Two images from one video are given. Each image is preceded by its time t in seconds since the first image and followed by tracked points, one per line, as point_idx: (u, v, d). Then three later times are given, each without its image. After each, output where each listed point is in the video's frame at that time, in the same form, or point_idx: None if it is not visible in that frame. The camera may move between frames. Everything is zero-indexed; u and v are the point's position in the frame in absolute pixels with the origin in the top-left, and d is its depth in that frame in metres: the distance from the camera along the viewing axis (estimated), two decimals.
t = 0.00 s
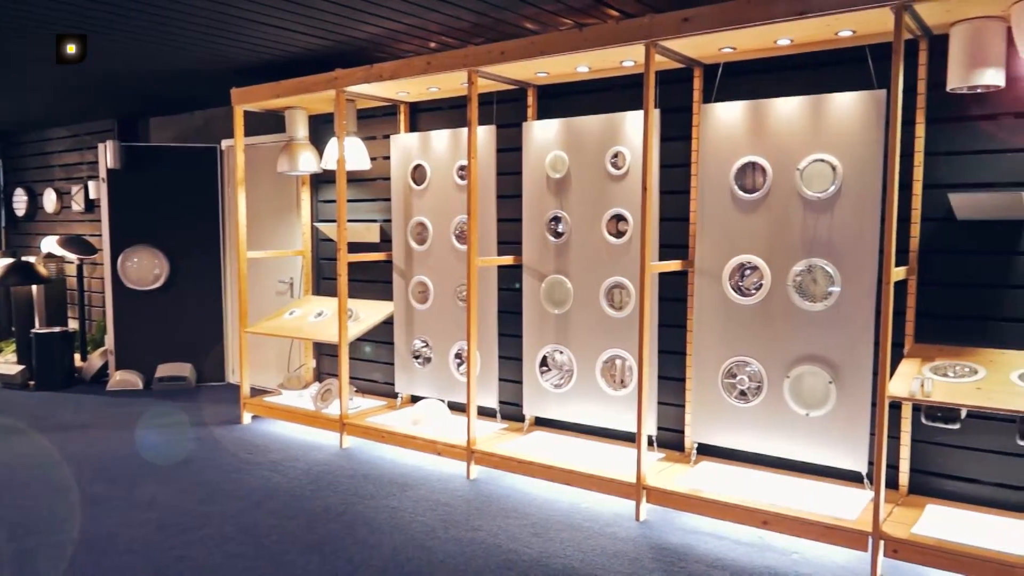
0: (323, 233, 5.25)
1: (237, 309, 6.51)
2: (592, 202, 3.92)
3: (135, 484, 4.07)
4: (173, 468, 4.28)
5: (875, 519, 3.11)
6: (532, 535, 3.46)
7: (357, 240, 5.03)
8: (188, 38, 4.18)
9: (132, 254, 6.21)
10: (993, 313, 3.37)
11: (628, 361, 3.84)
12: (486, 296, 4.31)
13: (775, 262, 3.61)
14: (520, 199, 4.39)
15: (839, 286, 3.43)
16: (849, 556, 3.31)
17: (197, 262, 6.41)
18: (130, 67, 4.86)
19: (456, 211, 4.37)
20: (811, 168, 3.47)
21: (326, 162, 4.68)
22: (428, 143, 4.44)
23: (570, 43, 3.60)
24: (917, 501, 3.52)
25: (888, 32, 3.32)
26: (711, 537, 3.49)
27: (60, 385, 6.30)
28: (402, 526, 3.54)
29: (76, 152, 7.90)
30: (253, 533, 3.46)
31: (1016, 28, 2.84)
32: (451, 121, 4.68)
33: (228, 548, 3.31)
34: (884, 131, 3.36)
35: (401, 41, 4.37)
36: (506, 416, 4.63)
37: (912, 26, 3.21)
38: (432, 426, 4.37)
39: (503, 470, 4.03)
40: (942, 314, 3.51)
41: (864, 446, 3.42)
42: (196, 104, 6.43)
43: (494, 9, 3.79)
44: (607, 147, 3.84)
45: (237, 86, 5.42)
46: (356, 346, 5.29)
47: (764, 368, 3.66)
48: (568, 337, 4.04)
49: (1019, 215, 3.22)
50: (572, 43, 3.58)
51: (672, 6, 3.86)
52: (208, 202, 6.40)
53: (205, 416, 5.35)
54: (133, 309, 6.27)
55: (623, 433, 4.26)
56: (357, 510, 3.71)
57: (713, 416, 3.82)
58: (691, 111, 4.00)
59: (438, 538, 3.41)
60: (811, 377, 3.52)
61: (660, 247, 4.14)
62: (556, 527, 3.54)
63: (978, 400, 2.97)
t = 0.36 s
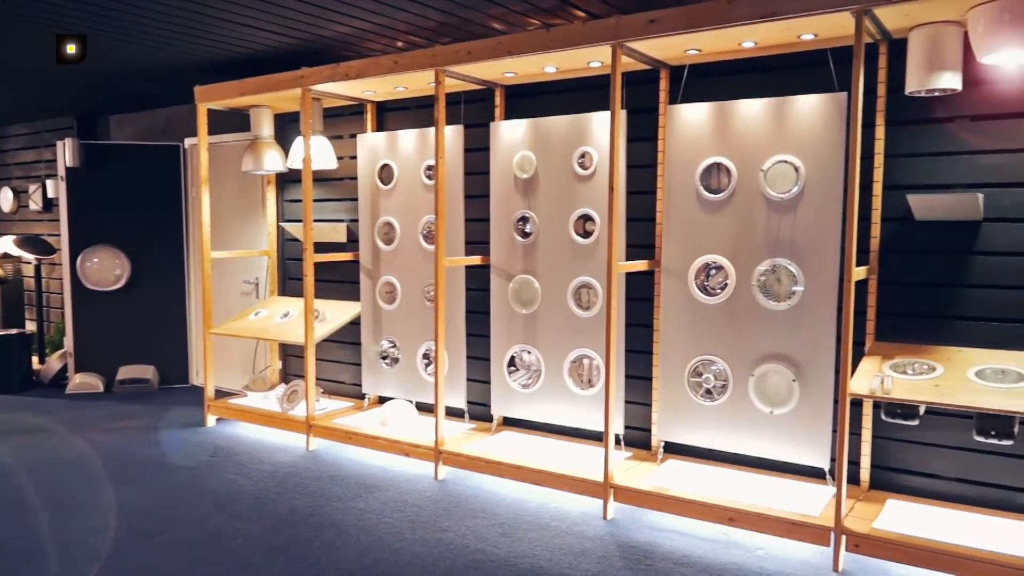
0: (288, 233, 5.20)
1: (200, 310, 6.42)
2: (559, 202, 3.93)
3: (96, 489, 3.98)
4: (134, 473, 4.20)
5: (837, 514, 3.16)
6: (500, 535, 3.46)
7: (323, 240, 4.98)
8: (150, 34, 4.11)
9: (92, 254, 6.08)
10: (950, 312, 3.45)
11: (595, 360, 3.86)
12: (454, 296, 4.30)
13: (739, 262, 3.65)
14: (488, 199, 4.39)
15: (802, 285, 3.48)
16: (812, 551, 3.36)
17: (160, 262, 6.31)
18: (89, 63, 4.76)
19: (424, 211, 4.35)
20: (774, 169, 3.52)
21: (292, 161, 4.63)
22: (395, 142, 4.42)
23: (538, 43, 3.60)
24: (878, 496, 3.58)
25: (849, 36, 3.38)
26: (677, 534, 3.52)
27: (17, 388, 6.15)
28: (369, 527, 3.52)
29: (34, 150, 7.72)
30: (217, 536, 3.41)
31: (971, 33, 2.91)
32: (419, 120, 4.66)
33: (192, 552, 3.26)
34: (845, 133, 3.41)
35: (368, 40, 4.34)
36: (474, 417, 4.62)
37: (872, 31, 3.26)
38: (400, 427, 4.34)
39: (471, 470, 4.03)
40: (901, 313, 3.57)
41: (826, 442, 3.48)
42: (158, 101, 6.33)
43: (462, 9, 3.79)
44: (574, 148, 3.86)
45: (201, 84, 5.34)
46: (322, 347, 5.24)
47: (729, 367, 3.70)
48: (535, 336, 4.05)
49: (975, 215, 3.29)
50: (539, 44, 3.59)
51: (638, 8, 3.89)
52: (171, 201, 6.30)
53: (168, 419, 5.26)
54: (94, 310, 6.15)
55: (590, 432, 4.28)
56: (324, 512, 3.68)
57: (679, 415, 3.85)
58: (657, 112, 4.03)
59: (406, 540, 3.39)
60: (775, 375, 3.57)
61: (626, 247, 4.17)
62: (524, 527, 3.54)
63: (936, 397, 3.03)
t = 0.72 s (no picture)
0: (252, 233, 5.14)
1: (161, 311, 6.32)
2: (525, 202, 3.94)
3: (53, 494, 3.89)
4: (93, 477, 4.12)
5: (798, 510, 3.21)
6: (467, 536, 3.45)
7: (287, 240, 4.93)
8: (108, 30, 4.03)
9: (49, 254, 5.94)
10: (907, 310, 3.52)
11: (562, 360, 3.88)
12: (420, 296, 4.28)
13: (703, 262, 3.69)
14: (454, 199, 4.38)
15: (764, 285, 3.53)
16: (775, 547, 3.40)
17: (120, 263, 6.19)
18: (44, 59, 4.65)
19: (389, 211, 4.33)
20: (737, 170, 3.56)
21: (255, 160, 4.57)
22: (360, 141, 4.39)
23: (503, 43, 3.60)
24: (838, 492, 3.65)
25: (809, 39, 3.43)
26: (642, 532, 3.55)
27: None
28: (335, 529, 3.48)
29: None
30: (179, 541, 3.36)
31: (928, 37, 2.98)
32: (384, 120, 4.64)
33: (153, 558, 3.20)
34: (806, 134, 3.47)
35: (333, 38, 4.31)
36: (440, 417, 4.60)
37: (831, 34, 3.32)
38: (366, 429, 4.31)
39: (438, 471, 4.01)
40: (860, 312, 3.64)
41: (788, 439, 3.53)
42: (117, 98, 6.21)
43: (427, 8, 3.77)
44: (539, 148, 3.87)
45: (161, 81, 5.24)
46: (287, 348, 5.18)
47: (693, 366, 3.73)
48: (502, 336, 4.05)
49: (931, 216, 3.37)
50: (504, 44, 3.59)
51: (602, 9, 3.91)
52: (131, 201, 6.19)
53: (128, 422, 5.16)
54: (50, 312, 6.02)
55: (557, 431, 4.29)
56: (288, 515, 3.64)
57: (645, 413, 3.88)
58: (622, 113, 4.06)
59: (371, 541, 3.37)
60: (738, 374, 3.61)
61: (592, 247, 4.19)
62: (491, 527, 3.54)
63: (894, 394, 3.09)
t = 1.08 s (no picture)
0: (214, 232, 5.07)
1: (120, 312, 6.20)
2: (491, 202, 3.94)
3: (6, 501, 3.79)
4: (48, 483, 4.02)
5: (761, 506, 3.25)
6: (432, 536, 3.44)
7: (250, 240, 4.87)
8: (64, 25, 3.94)
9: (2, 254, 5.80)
10: (866, 309, 3.59)
11: (528, 360, 3.88)
12: (386, 297, 4.26)
13: (667, 262, 3.72)
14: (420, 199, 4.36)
15: (727, 285, 3.57)
16: (738, 544, 3.44)
17: (77, 264, 6.06)
18: None
19: (354, 211, 4.30)
20: (700, 171, 3.60)
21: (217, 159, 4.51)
22: (324, 140, 4.36)
23: (469, 43, 3.60)
24: (799, 488, 3.71)
25: (770, 42, 3.48)
26: (608, 531, 3.57)
27: None
28: (299, 532, 3.45)
29: None
30: (139, 546, 3.30)
31: (885, 42, 3.04)
32: (349, 119, 4.60)
33: (111, 564, 3.13)
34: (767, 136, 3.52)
35: (296, 36, 4.26)
36: (407, 418, 4.58)
37: (792, 37, 3.37)
38: (331, 430, 4.28)
39: (404, 472, 4.00)
40: (820, 311, 3.70)
41: (750, 437, 3.58)
42: (74, 95, 6.07)
43: (392, 7, 3.75)
44: (505, 148, 3.87)
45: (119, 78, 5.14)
46: (250, 349, 5.12)
47: (658, 365, 3.76)
48: (467, 336, 4.04)
49: (888, 216, 3.44)
50: (470, 44, 3.59)
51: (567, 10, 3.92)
52: (88, 200, 6.06)
53: (86, 426, 5.05)
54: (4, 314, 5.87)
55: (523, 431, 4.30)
56: (251, 518, 3.59)
57: (610, 413, 3.91)
58: (587, 114, 4.08)
59: (336, 544, 3.34)
60: (702, 373, 3.65)
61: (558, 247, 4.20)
62: (457, 528, 3.53)
63: (853, 391, 3.15)
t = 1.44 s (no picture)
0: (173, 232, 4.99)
1: (75, 313, 6.06)
2: (455, 202, 3.93)
3: None
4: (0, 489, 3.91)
5: (722, 503, 3.29)
6: (397, 538, 3.42)
7: (210, 240, 4.79)
8: (15, 19, 3.83)
9: None
10: (824, 308, 3.65)
11: (492, 360, 3.89)
12: (349, 298, 4.22)
13: (630, 262, 3.75)
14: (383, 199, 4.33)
15: (690, 284, 3.61)
16: (700, 540, 3.48)
17: (30, 264, 5.90)
18: None
19: (317, 210, 4.27)
20: (663, 172, 3.63)
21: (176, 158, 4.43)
22: (286, 139, 4.31)
23: (433, 42, 3.59)
24: (760, 484, 3.76)
25: (730, 45, 3.52)
26: (572, 529, 3.58)
27: None
28: (261, 536, 3.40)
29: None
30: (95, 553, 3.22)
31: (842, 46, 3.10)
32: (312, 117, 4.55)
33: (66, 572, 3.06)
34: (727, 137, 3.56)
35: (256, 33, 4.20)
36: (371, 419, 4.55)
37: (752, 40, 3.42)
38: (294, 432, 4.23)
39: (368, 473, 3.97)
40: (780, 310, 3.76)
41: (711, 435, 3.62)
42: (27, 90, 5.91)
43: (355, 5, 3.72)
44: (469, 148, 3.86)
45: (74, 73, 5.02)
46: (210, 351, 5.04)
47: (621, 364, 3.79)
48: (432, 337, 4.03)
49: (846, 217, 3.50)
50: (434, 44, 3.57)
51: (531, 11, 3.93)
52: (42, 198, 5.91)
53: (39, 431, 4.92)
54: None
55: (487, 431, 4.29)
56: (212, 523, 3.54)
57: (575, 412, 3.92)
58: (550, 114, 4.09)
59: (299, 547, 3.30)
60: (665, 371, 3.69)
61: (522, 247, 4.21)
62: (421, 529, 3.52)
63: (812, 389, 3.20)
